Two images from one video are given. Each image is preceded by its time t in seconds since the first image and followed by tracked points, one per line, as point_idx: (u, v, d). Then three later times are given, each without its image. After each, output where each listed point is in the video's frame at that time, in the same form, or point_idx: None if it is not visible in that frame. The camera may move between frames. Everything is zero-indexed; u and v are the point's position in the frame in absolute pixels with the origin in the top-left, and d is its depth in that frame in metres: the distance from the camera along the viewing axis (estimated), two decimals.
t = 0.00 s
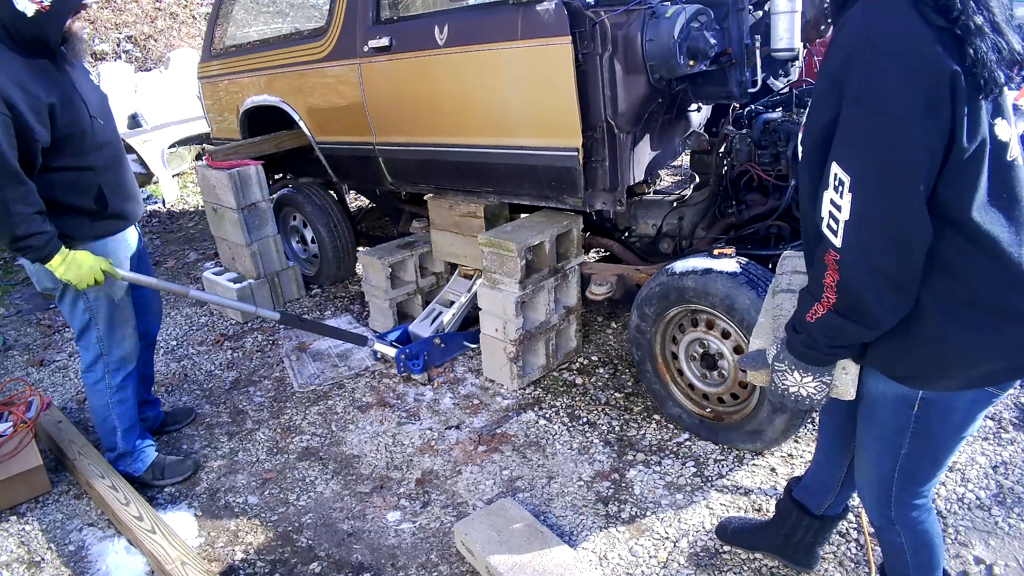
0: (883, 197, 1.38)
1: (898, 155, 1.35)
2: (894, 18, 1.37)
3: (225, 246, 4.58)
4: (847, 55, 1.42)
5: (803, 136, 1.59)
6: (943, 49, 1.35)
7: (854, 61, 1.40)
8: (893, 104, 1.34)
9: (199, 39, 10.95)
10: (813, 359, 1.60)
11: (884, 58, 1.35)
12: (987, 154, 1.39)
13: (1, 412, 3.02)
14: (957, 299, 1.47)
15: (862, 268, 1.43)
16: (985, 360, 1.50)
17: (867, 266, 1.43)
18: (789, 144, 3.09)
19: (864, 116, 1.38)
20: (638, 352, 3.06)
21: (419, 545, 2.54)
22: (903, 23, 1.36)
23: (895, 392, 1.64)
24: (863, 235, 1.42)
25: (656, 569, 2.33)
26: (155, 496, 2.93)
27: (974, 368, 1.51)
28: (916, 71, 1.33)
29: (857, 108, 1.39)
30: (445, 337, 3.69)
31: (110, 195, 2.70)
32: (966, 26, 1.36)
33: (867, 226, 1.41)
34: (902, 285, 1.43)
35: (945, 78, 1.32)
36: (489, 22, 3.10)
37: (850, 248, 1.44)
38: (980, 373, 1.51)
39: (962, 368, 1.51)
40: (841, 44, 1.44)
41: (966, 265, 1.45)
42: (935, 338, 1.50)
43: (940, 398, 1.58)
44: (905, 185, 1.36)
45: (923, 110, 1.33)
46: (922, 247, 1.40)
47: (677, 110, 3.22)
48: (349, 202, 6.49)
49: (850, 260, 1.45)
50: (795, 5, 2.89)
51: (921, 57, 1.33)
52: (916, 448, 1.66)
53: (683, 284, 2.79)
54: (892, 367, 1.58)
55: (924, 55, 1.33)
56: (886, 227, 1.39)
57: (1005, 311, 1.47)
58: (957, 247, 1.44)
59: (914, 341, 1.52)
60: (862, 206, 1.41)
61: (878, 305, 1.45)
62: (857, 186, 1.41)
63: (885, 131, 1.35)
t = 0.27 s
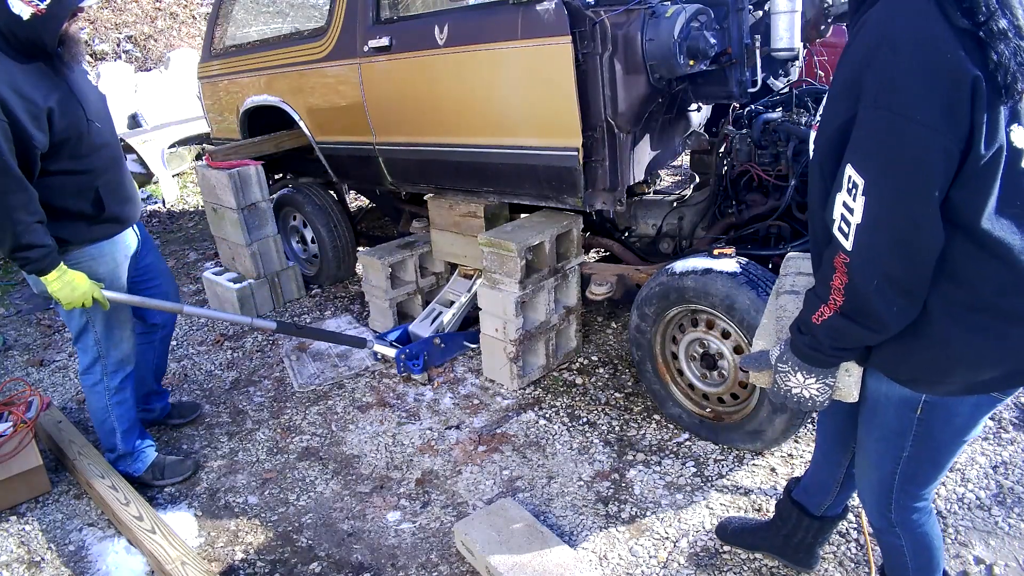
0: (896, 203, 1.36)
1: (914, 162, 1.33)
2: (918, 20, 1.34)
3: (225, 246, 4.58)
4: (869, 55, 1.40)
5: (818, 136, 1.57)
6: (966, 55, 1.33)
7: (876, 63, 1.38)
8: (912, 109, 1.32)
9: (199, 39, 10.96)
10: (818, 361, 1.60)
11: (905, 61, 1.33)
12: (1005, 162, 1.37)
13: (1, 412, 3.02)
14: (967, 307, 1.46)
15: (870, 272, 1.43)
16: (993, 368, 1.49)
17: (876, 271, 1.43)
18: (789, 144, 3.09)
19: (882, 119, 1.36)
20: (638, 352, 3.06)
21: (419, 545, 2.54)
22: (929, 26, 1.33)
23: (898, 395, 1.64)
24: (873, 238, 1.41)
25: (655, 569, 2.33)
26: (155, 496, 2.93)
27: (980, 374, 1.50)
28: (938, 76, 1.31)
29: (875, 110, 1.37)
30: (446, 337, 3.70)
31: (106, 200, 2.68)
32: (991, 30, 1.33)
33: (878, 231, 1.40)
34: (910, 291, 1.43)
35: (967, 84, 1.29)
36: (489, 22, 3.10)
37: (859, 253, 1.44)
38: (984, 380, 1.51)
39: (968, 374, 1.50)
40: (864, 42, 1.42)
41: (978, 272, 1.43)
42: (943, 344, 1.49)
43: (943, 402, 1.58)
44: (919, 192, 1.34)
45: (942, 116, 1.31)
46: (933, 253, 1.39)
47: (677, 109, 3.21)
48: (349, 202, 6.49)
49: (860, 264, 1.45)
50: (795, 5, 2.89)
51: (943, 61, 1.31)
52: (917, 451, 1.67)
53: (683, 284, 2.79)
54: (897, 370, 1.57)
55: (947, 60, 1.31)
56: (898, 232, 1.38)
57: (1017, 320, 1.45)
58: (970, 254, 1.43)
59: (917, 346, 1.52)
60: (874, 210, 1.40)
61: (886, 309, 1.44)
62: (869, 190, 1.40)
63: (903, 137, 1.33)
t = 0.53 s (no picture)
0: (908, 204, 1.37)
1: (928, 164, 1.33)
2: (937, 21, 1.34)
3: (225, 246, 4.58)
4: (886, 55, 1.39)
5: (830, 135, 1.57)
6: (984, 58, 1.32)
7: (894, 64, 1.37)
8: (928, 110, 1.32)
9: (199, 39, 10.96)
10: (826, 360, 1.60)
11: (923, 62, 1.33)
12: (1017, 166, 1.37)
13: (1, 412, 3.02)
14: (975, 308, 1.46)
15: (880, 273, 1.43)
16: (998, 369, 1.49)
17: (885, 271, 1.43)
18: (789, 144, 3.09)
19: (897, 120, 1.36)
20: (638, 352, 3.06)
21: (419, 545, 2.54)
22: (947, 27, 1.33)
23: (897, 388, 1.64)
24: (884, 239, 1.41)
25: (655, 569, 2.33)
26: (155, 496, 2.93)
27: (986, 376, 1.50)
28: (955, 79, 1.31)
29: (890, 111, 1.37)
30: (446, 337, 3.70)
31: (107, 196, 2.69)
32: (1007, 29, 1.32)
33: (889, 231, 1.40)
34: (919, 292, 1.43)
35: (983, 88, 1.29)
36: (489, 22, 3.10)
37: (869, 252, 1.44)
38: (989, 379, 1.51)
39: (974, 375, 1.50)
40: (882, 42, 1.41)
41: (986, 276, 1.43)
42: (950, 344, 1.48)
43: (944, 395, 1.58)
44: (932, 193, 1.34)
45: (958, 118, 1.31)
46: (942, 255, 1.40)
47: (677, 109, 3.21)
48: (349, 202, 6.49)
49: (870, 265, 1.45)
50: (795, 4, 2.89)
51: (961, 64, 1.31)
52: (916, 443, 1.67)
53: (683, 284, 2.79)
54: (902, 369, 1.57)
55: (965, 62, 1.30)
56: (908, 233, 1.38)
57: None
58: (978, 258, 1.43)
59: (925, 346, 1.52)
60: (886, 210, 1.40)
61: (894, 310, 1.45)
62: (881, 191, 1.40)
63: (917, 138, 1.33)
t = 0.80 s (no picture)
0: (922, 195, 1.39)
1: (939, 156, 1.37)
2: (941, 20, 1.36)
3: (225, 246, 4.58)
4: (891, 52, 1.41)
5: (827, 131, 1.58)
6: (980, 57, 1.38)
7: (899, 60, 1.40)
8: (937, 104, 1.35)
9: (199, 39, 10.97)
10: (837, 351, 1.59)
11: (930, 58, 1.36)
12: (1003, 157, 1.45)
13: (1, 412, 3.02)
14: (969, 292, 1.52)
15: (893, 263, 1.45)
16: (988, 349, 1.56)
17: (897, 260, 1.45)
18: (790, 144, 3.09)
19: (907, 114, 1.38)
20: (638, 352, 3.06)
21: (419, 544, 2.54)
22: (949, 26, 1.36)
23: (893, 367, 1.65)
24: (897, 230, 1.44)
25: (655, 569, 2.33)
26: (155, 496, 2.93)
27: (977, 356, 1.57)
28: (959, 74, 1.35)
29: (900, 105, 1.39)
30: (445, 337, 3.70)
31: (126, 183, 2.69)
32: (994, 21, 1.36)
33: (902, 222, 1.42)
34: (924, 278, 1.46)
35: (983, 84, 1.35)
36: (489, 22, 3.10)
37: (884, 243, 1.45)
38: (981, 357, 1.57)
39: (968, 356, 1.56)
40: (883, 39, 1.44)
41: (978, 261, 1.49)
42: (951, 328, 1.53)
43: (940, 373, 1.61)
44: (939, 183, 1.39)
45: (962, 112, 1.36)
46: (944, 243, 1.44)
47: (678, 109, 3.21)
48: (349, 202, 6.49)
49: (884, 255, 1.46)
50: (795, 5, 2.89)
51: (964, 60, 1.35)
52: (913, 422, 1.68)
53: (683, 284, 2.79)
54: (903, 354, 1.60)
55: (968, 59, 1.35)
56: (917, 223, 1.42)
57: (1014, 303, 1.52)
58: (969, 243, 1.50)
59: (925, 331, 1.55)
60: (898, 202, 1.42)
61: (909, 298, 1.46)
62: (895, 184, 1.42)
63: (929, 131, 1.37)
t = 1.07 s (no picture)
0: (908, 157, 1.45)
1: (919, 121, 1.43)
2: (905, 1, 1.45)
3: (225, 246, 4.58)
4: (864, 31, 1.49)
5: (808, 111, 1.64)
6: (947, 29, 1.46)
7: (872, 37, 1.47)
8: (913, 73, 1.43)
9: (199, 39, 10.97)
10: (842, 315, 1.62)
11: (901, 33, 1.44)
12: (971, 121, 1.54)
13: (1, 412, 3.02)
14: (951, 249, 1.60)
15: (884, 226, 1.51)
16: (968, 302, 1.65)
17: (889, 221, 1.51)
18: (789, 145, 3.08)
19: (885, 85, 1.45)
20: (638, 352, 3.06)
21: (419, 545, 2.54)
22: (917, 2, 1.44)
23: (888, 331, 1.72)
24: (888, 193, 1.49)
25: (655, 569, 2.34)
26: (155, 496, 2.93)
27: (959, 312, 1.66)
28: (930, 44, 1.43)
29: (878, 78, 1.46)
30: (445, 337, 3.69)
31: (144, 167, 2.78)
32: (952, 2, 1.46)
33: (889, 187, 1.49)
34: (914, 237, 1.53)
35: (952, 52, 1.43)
36: (490, 22, 3.10)
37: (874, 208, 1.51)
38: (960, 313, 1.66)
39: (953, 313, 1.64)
40: (856, 20, 1.51)
41: (959, 216, 1.59)
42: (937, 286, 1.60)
43: (931, 331, 1.69)
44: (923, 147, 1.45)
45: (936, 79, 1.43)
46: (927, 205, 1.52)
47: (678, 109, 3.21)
48: (348, 202, 6.49)
49: (877, 217, 1.51)
50: (794, 5, 2.91)
51: (933, 31, 1.43)
52: (903, 387, 1.76)
53: (683, 284, 2.79)
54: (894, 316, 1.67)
55: (937, 31, 1.43)
56: (906, 185, 1.48)
57: (987, 257, 1.62)
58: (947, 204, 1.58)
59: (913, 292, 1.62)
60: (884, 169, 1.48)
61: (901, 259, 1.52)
62: (881, 150, 1.48)
63: (907, 99, 1.44)
